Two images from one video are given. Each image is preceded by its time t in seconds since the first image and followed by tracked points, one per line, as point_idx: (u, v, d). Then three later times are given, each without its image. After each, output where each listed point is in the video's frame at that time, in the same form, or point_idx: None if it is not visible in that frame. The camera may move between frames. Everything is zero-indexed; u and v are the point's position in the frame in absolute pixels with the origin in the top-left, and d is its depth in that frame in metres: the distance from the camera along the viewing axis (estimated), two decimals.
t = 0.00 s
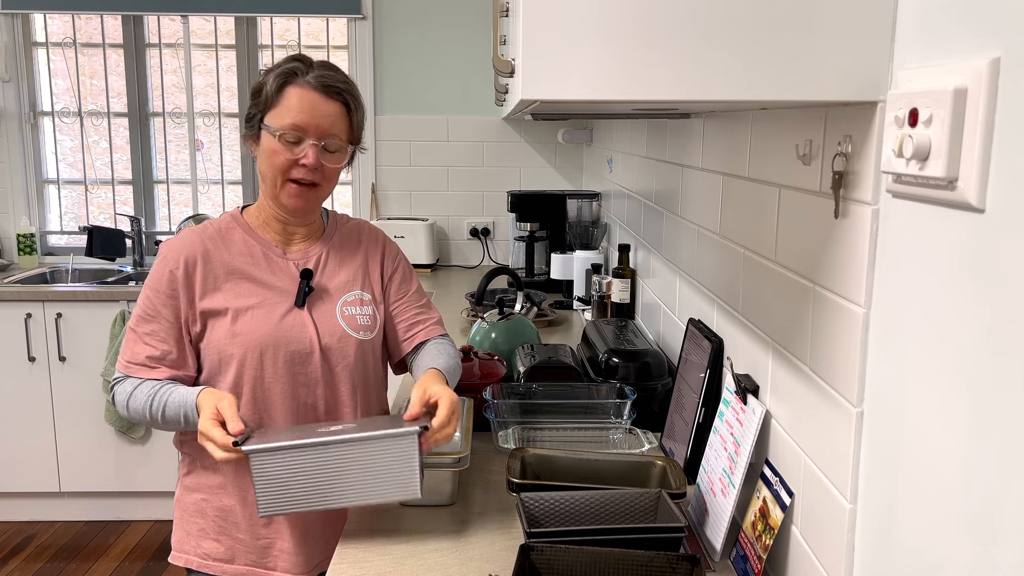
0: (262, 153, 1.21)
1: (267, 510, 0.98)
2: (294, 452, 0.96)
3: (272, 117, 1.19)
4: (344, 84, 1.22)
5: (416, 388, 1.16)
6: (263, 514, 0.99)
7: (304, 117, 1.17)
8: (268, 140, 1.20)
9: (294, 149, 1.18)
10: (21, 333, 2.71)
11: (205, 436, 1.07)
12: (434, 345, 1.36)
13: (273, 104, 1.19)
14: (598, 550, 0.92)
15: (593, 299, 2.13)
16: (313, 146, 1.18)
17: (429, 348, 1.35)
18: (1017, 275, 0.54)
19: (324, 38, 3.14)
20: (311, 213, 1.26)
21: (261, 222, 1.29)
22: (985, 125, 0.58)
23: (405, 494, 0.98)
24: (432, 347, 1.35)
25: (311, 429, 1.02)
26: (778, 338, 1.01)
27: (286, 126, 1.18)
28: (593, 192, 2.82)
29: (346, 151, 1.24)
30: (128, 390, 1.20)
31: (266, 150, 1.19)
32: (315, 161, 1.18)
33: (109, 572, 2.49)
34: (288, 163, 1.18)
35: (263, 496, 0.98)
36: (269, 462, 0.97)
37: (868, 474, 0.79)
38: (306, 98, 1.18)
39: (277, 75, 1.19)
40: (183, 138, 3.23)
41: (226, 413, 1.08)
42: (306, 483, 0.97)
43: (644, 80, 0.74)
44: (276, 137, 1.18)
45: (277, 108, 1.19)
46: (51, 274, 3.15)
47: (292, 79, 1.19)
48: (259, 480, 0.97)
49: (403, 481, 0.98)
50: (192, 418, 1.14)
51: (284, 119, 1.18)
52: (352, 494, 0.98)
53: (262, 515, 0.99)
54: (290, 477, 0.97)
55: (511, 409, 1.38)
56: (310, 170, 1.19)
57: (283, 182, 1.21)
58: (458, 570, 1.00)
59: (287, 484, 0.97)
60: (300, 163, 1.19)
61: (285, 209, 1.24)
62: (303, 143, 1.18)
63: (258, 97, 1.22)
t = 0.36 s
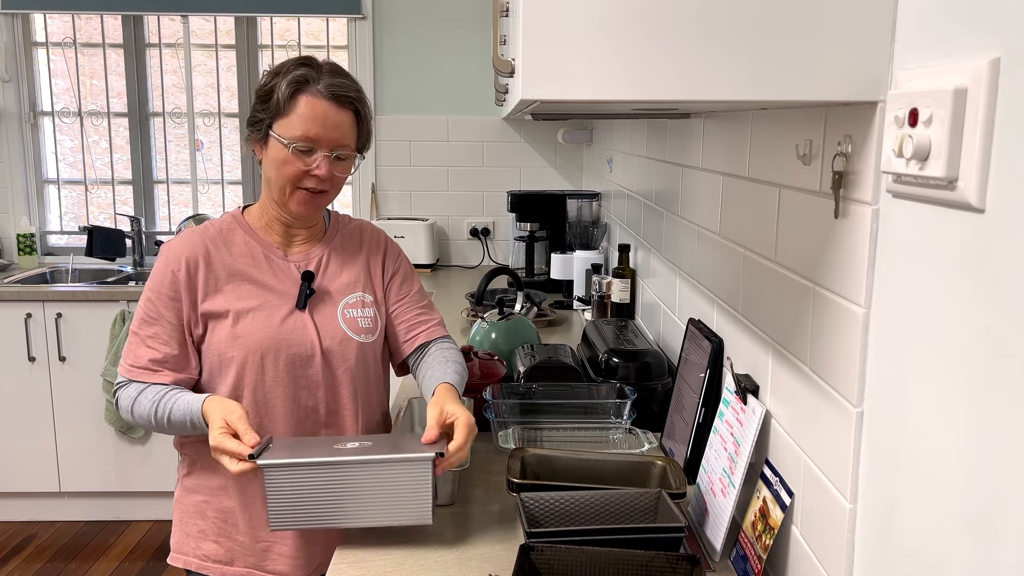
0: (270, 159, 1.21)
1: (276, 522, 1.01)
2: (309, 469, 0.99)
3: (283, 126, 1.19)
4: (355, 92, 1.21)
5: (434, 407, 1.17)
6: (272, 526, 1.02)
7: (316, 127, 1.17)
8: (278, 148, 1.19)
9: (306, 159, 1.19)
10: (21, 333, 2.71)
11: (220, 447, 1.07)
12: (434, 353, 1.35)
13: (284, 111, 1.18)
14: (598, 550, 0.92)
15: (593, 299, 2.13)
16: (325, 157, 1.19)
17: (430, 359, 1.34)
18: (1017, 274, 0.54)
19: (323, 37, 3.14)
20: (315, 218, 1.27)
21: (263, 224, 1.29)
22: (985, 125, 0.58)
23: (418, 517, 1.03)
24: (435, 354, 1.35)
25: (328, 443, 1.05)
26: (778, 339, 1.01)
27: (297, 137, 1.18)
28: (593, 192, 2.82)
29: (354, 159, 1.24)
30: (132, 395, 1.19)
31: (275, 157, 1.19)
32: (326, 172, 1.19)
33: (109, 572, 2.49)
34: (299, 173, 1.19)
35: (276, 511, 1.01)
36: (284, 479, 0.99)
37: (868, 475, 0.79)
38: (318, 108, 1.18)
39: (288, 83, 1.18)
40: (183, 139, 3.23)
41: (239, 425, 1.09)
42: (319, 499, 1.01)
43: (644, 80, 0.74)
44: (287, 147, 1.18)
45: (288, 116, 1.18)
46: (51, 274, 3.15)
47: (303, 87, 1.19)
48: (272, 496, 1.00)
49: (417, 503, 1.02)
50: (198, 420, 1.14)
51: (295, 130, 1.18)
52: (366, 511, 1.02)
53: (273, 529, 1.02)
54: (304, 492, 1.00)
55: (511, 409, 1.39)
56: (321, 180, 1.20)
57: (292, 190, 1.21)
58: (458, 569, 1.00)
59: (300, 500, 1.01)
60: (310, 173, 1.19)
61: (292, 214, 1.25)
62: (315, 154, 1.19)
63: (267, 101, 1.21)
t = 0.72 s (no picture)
0: (273, 160, 1.21)
1: (286, 532, 1.02)
2: (316, 477, 0.99)
3: (285, 127, 1.18)
4: (359, 94, 1.22)
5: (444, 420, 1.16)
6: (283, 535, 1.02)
7: (319, 129, 1.17)
8: (280, 149, 1.19)
9: (309, 161, 1.19)
10: (21, 333, 2.71)
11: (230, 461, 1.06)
12: (437, 358, 1.34)
13: (287, 112, 1.18)
14: (598, 550, 0.92)
15: (593, 299, 2.13)
16: (328, 159, 1.19)
17: (434, 364, 1.34)
18: (1017, 273, 0.54)
19: (323, 37, 3.14)
20: (316, 219, 1.27)
21: (264, 225, 1.29)
22: (985, 125, 0.58)
23: (427, 530, 1.03)
24: (439, 358, 1.35)
25: (341, 453, 1.05)
26: (779, 339, 1.01)
27: (300, 138, 1.18)
28: (593, 192, 2.82)
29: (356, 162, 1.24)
30: (136, 402, 1.20)
31: (278, 159, 1.19)
32: (329, 174, 1.19)
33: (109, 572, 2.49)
34: (301, 175, 1.19)
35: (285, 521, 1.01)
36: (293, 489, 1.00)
37: (868, 476, 0.79)
38: (321, 109, 1.18)
39: (292, 84, 1.18)
40: (183, 138, 3.23)
41: (247, 438, 1.08)
42: (327, 509, 1.01)
43: (643, 80, 0.74)
44: (289, 148, 1.18)
45: (291, 117, 1.18)
46: (51, 274, 3.15)
47: (307, 88, 1.19)
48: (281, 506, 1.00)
49: (426, 518, 1.02)
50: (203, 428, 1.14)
51: (298, 132, 1.18)
52: (374, 523, 1.02)
53: (282, 538, 1.02)
54: (312, 501, 1.00)
55: (511, 409, 1.39)
56: (324, 183, 1.20)
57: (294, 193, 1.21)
58: (458, 570, 1.00)
59: (308, 510, 1.01)
60: (313, 175, 1.19)
61: (293, 216, 1.25)
62: (318, 156, 1.19)
63: (270, 102, 1.20)
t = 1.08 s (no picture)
0: (274, 163, 1.20)
1: (289, 539, 1.02)
2: (316, 487, 0.99)
3: (287, 131, 1.18)
4: (363, 98, 1.21)
5: (448, 429, 1.16)
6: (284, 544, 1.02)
7: (321, 135, 1.17)
8: (282, 153, 1.19)
9: (311, 166, 1.19)
10: (21, 333, 2.71)
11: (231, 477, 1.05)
12: (443, 360, 1.34)
13: (289, 116, 1.18)
14: (598, 550, 0.92)
15: (593, 299, 2.13)
16: (331, 165, 1.19)
17: (439, 365, 1.33)
18: (1017, 273, 0.54)
19: (324, 37, 3.14)
20: (317, 222, 1.27)
21: (264, 226, 1.29)
22: (985, 125, 0.58)
23: (430, 537, 1.03)
24: (441, 361, 1.34)
25: (342, 462, 1.05)
26: (778, 340, 1.01)
27: (302, 143, 1.17)
28: (593, 192, 2.82)
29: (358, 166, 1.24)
30: (135, 407, 1.20)
31: (280, 162, 1.19)
32: (330, 180, 1.19)
33: (109, 572, 2.49)
34: (303, 180, 1.19)
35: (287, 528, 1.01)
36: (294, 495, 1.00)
37: (868, 476, 0.79)
38: (324, 114, 1.18)
39: (295, 87, 1.18)
40: (183, 138, 3.23)
41: (247, 451, 1.08)
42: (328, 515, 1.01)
43: (643, 80, 0.74)
44: (291, 153, 1.18)
45: (293, 121, 1.18)
46: (51, 274, 3.15)
47: (310, 92, 1.18)
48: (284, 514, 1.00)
49: (428, 522, 1.02)
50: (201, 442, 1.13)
51: (300, 137, 1.17)
52: (376, 530, 1.02)
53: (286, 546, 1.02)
54: (314, 508, 1.00)
55: (511, 409, 1.39)
56: (325, 188, 1.20)
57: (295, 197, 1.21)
58: (458, 570, 1.00)
59: (310, 517, 1.01)
60: (315, 181, 1.19)
61: (294, 219, 1.25)
62: (320, 162, 1.19)
63: (273, 104, 1.20)
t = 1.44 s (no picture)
0: (273, 165, 1.20)
1: (290, 545, 1.02)
2: (314, 496, 0.99)
3: (286, 133, 1.18)
4: (363, 101, 1.21)
5: (447, 434, 1.16)
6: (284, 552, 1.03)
7: (321, 138, 1.17)
8: (282, 155, 1.19)
9: (311, 168, 1.19)
10: (21, 333, 2.71)
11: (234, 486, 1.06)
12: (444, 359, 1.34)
13: (288, 118, 1.18)
14: (599, 550, 0.92)
15: (593, 299, 2.13)
16: (330, 168, 1.19)
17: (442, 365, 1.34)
18: (1017, 273, 0.54)
19: (323, 38, 3.14)
20: (317, 224, 1.27)
21: (264, 228, 1.29)
22: (985, 125, 0.58)
23: (429, 539, 1.03)
24: (441, 363, 1.34)
25: (341, 469, 1.05)
26: (779, 340, 1.01)
27: (301, 146, 1.17)
28: (593, 192, 2.82)
29: (359, 169, 1.24)
30: (138, 411, 1.20)
31: (279, 165, 1.19)
32: (330, 183, 1.19)
33: (109, 572, 2.49)
34: (302, 182, 1.19)
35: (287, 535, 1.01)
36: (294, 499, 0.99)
37: (868, 476, 0.79)
38: (324, 117, 1.17)
39: (294, 90, 1.17)
40: (183, 139, 3.23)
41: (249, 458, 1.08)
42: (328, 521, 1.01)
43: (643, 81, 0.74)
44: (291, 155, 1.18)
45: (293, 123, 1.18)
46: (51, 274, 3.15)
47: (310, 95, 1.18)
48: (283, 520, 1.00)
49: (427, 524, 1.02)
50: (203, 448, 1.13)
51: (300, 139, 1.17)
52: (375, 534, 1.02)
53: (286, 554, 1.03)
54: (313, 512, 1.00)
55: (511, 409, 1.39)
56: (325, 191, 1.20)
57: (295, 198, 1.21)
58: (458, 570, 1.00)
59: (310, 523, 1.01)
60: (314, 183, 1.19)
61: (293, 221, 1.25)
62: (320, 164, 1.19)
63: (273, 106, 1.20)
